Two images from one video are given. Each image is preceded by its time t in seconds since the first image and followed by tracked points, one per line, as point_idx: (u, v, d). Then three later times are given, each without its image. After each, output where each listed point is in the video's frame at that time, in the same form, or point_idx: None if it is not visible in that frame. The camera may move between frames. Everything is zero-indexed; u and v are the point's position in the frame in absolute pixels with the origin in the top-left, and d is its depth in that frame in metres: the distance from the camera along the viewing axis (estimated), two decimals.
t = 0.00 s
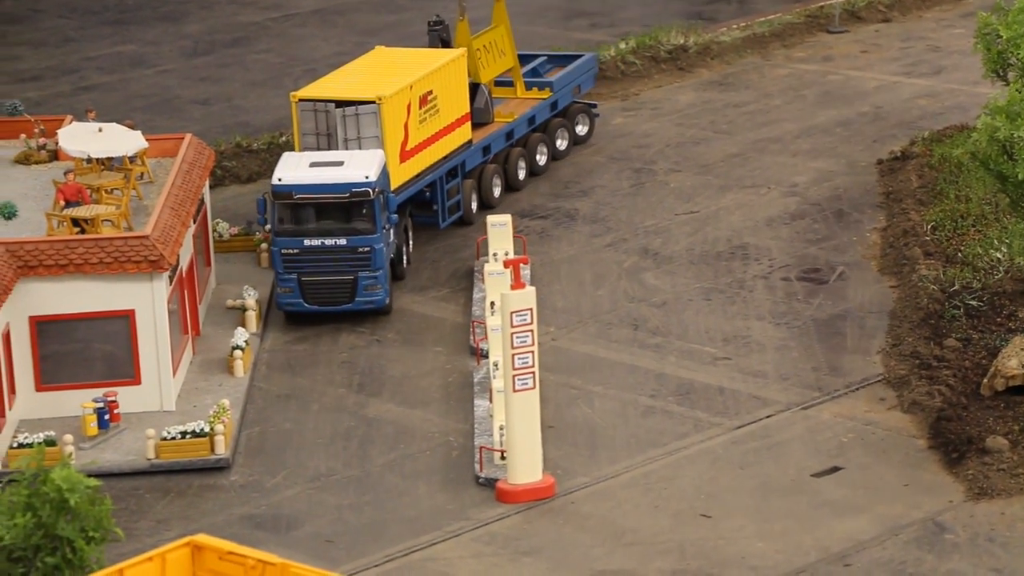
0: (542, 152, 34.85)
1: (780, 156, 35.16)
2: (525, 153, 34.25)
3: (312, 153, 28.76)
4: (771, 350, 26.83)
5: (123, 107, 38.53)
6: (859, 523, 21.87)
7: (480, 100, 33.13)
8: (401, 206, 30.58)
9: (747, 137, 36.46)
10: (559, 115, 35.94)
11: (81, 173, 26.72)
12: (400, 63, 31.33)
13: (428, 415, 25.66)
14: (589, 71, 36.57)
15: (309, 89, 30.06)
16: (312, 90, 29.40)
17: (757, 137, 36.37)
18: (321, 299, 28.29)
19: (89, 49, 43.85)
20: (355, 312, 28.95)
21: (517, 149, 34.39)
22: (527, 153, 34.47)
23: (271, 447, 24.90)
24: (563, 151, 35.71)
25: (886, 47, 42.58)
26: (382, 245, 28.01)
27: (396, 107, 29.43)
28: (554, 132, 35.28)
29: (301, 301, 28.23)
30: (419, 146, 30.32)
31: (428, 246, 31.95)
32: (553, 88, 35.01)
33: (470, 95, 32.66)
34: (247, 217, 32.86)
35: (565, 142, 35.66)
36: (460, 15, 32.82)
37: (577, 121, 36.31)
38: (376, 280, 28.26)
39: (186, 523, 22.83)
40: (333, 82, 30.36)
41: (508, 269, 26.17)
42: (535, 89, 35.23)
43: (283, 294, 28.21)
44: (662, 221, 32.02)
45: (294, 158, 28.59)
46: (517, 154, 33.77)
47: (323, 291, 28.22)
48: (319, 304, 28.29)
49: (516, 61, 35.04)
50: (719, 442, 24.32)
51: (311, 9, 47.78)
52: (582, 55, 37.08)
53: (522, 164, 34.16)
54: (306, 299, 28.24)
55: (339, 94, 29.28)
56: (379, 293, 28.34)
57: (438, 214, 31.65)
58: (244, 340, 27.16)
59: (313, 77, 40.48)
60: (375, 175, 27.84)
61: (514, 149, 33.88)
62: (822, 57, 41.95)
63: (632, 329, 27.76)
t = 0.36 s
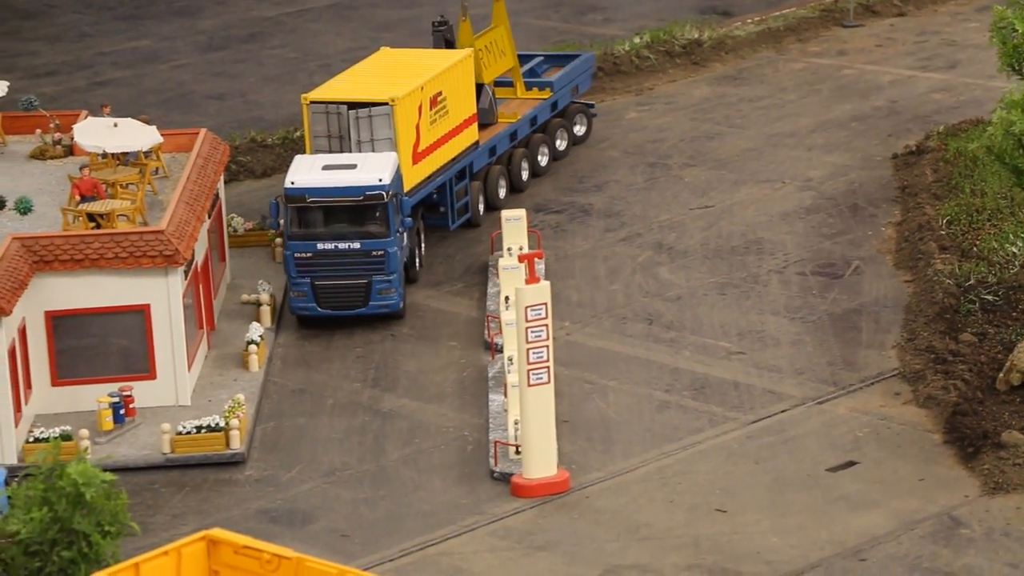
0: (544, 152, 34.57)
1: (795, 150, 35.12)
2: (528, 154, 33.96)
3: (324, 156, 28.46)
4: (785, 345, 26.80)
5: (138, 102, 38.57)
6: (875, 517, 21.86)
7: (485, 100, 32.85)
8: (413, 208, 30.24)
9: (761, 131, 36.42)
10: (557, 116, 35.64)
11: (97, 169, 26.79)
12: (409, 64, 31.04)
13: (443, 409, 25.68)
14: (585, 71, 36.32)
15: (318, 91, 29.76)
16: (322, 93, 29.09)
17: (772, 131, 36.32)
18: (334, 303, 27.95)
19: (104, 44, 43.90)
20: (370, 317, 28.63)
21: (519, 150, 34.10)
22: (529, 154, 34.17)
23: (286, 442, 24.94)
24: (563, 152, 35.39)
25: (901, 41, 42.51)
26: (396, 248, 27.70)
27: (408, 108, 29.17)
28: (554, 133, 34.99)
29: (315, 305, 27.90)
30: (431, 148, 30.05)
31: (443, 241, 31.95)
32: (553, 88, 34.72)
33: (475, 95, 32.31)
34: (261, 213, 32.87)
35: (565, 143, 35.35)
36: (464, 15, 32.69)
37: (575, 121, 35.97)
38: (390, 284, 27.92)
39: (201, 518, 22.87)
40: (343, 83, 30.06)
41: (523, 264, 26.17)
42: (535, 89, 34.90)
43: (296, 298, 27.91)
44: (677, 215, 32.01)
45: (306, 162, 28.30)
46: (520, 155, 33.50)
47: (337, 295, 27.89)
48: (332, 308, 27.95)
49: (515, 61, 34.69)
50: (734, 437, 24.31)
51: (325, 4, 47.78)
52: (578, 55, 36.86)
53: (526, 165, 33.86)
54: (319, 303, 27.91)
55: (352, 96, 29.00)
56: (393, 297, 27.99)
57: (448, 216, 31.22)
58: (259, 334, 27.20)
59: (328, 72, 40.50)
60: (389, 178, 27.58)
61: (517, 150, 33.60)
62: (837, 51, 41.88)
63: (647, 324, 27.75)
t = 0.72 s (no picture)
0: (546, 154, 34.28)
1: (809, 147, 35.10)
2: (531, 156, 33.66)
3: (338, 159, 28.04)
4: (798, 342, 26.78)
5: (153, 96, 38.61)
6: (887, 515, 21.84)
7: (490, 102, 32.40)
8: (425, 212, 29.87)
9: (775, 128, 36.39)
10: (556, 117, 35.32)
11: (111, 163, 26.83)
12: (420, 66, 30.74)
13: (456, 405, 25.69)
14: (581, 72, 36.03)
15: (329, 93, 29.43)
16: (334, 95, 28.76)
17: (786, 129, 36.29)
18: (347, 308, 27.57)
19: (118, 39, 43.95)
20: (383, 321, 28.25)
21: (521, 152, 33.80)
22: (532, 156, 33.88)
23: (299, 437, 24.97)
24: (563, 154, 35.11)
25: (915, 39, 42.46)
26: (410, 253, 27.27)
27: (421, 110, 28.84)
28: (554, 135, 34.69)
29: (328, 309, 27.52)
30: (442, 150, 29.72)
31: (456, 237, 31.97)
32: (554, 90, 34.44)
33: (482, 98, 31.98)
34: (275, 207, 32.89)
35: (564, 145, 35.07)
36: (464, 16, 32.55)
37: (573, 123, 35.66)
38: (403, 288, 27.52)
39: (214, 512, 22.90)
40: (353, 85, 29.78)
41: (536, 260, 26.17)
42: (535, 91, 34.59)
43: (309, 302, 27.52)
44: (690, 212, 31.99)
45: (320, 165, 27.90)
46: (524, 157, 33.21)
47: (350, 299, 27.50)
48: (346, 312, 27.57)
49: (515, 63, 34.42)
50: (746, 434, 24.30)
51: None
52: (575, 56, 36.64)
53: (528, 167, 33.56)
54: (332, 308, 27.52)
55: (364, 98, 28.72)
56: (407, 301, 27.59)
57: (457, 219, 30.87)
58: (272, 330, 27.22)
59: (341, 67, 40.50)
60: (404, 181, 27.13)
61: (520, 153, 33.30)
62: (851, 49, 41.84)
63: (660, 320, 27.75)
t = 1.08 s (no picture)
0: (548, 157, 33.96)
1: (823, 144, 35.07)
2: (534, 159, 33.33)
3: (352, 163, 27.61)
4: (812, 338, 26.76)
5: (167, 92, 38.65)
6: (901, 512, 21.82)
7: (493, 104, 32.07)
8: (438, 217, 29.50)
9: (790, 124, 36.36)
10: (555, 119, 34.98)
11: (125, 159, 26.87)
12: (427, 68, 30.26)
13: (470, 401, 25.70)
14: (579, 72, 35.69)
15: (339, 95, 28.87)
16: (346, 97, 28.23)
17: (800, 125, 36.27)
18: (361, 313, 27.22)
19: (133, 35, 44.00)
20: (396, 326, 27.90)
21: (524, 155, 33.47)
22: (534, 159, 33.55)
23: (313, 432, 24.99)
24: (563, 156, 34.80)
25: (930, 35, 42.40)
26: (424, 258, 26.93)
27: (434, 112, 28.37)
28: (555, 137, 34.36)
29: (342, 315, 27.16)
30: (452, 153, 29.28)
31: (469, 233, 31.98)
32: (556, 92, 34.05)
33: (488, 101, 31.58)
34: (289, 203, 32.90)
35: (564, 147, 34.76)
36: (468, 19, 32.08)
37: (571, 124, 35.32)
38: (418, 293, 27.19)
39: (228, 507, 22.92)
40: (363, 88, 29.23)
41: (550, 256, 26.14)
42: (536, 93, 34.23)
43: (322, 308, 27.14)
44: (704, 209, 31.97)
45: (334, 169, 27.47)
46: (528, 159, 32.90)
47: (364, 305, 27.15)
48: (360, 318, 27.23)
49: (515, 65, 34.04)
50: (760, 430, 24.28)
51: None
52: (574, 58, 36.21)
53: (531, 170, 33.25)
54: (346, 313, 27.18)
55: (377, 101, 28.18)
56: (422, 307, 27.26)
57: (468, 223, 30.44)
58: (286, 325, 27.24)
59: (355, 64, 40.52)
60: (418, 186, 26.74)
61: (524, 155, 32.97)
62: (866, 45, 41.78)
63: (673, 316, 27.74)
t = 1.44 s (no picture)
0: (552, 161, 33.66)
1: (839, 142, 35.03)
2: (539, 164, 33.06)
3: (367, 168, 27.32)
4: (828, 337, 26.74)
5: (183, 90, 38.69)
6: (917, 511, 21.79)
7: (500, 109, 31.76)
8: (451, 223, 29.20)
9: (806, 122, 36.32)
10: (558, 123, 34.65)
11: (142, 156, 26.94)
12: (439, 73, 30.10)
13: (485, 399, 25.70)
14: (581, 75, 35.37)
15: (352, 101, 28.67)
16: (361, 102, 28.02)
17: (816, 123, 36.23)
18: (377, 320, 26.90)
19: (149, 33, 44.05)
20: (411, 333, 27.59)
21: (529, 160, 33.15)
22: (539, 163, 33.24)
23: (329, 430, 25.01)
24: (566, 160, 34.47)
25: (946, 34, 42.34)
26: (440, 264, 26.60)
27: (449, 117, 28.17)
28: (559, 141, 34.05)
29: (357, 322, 26.85)
30: (466, 158, 29.07)
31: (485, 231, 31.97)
32: (560, 96, 33.77)
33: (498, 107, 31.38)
34: (306, 201, 32.91)
35: (567, 151, 34.44)
36: (475, 22, 31.87)
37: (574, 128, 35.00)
38: (434, 300, 26.87)
39: (243, 505, 22.94)
40: (375, 93, 29.01)
41: (565, 255, 26.13)
42: (540, 97, 33.90)
43: (337, 315, 26.81)
44: (720, 207, 31.94)
45: (349, 174, 27.16)
46: (535, 164, 32.59)
47: (380, 312, 26.83)
48: (375, 325, 26.91)
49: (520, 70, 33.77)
50: (776, 429, 24.26)
51: None
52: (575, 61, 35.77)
53: (537, 175, 32.95)
54: (361, 320, 26.85)
55: (392, 106, 27.97)
56: (437, 314, 26.95)
57: (479, 227, 30.09)
58: (302, 323, 27.27)
59: (370, 62, 40.52)
60: (434, 192, 26.46)
61: (530, 160, 32.67)
62: (882, 43, 41.72)
63: (689, 315, 27.72)
